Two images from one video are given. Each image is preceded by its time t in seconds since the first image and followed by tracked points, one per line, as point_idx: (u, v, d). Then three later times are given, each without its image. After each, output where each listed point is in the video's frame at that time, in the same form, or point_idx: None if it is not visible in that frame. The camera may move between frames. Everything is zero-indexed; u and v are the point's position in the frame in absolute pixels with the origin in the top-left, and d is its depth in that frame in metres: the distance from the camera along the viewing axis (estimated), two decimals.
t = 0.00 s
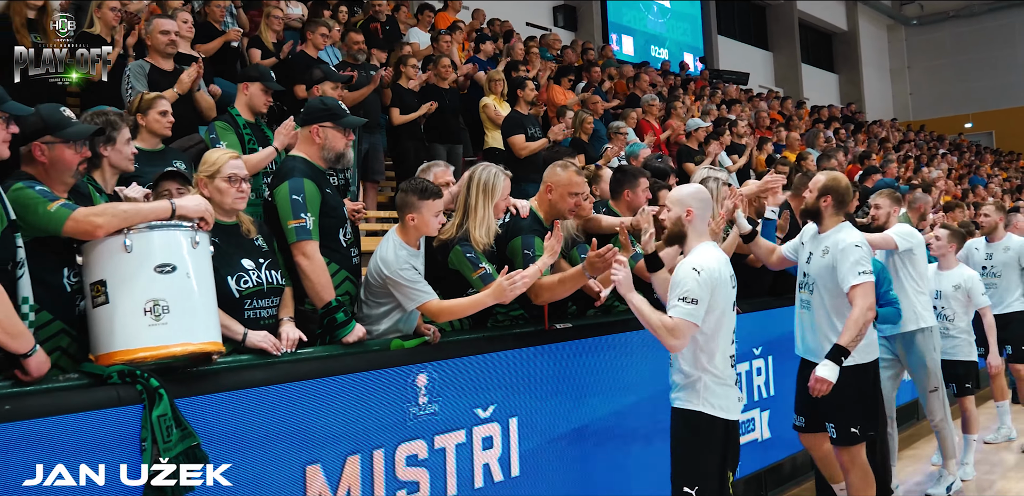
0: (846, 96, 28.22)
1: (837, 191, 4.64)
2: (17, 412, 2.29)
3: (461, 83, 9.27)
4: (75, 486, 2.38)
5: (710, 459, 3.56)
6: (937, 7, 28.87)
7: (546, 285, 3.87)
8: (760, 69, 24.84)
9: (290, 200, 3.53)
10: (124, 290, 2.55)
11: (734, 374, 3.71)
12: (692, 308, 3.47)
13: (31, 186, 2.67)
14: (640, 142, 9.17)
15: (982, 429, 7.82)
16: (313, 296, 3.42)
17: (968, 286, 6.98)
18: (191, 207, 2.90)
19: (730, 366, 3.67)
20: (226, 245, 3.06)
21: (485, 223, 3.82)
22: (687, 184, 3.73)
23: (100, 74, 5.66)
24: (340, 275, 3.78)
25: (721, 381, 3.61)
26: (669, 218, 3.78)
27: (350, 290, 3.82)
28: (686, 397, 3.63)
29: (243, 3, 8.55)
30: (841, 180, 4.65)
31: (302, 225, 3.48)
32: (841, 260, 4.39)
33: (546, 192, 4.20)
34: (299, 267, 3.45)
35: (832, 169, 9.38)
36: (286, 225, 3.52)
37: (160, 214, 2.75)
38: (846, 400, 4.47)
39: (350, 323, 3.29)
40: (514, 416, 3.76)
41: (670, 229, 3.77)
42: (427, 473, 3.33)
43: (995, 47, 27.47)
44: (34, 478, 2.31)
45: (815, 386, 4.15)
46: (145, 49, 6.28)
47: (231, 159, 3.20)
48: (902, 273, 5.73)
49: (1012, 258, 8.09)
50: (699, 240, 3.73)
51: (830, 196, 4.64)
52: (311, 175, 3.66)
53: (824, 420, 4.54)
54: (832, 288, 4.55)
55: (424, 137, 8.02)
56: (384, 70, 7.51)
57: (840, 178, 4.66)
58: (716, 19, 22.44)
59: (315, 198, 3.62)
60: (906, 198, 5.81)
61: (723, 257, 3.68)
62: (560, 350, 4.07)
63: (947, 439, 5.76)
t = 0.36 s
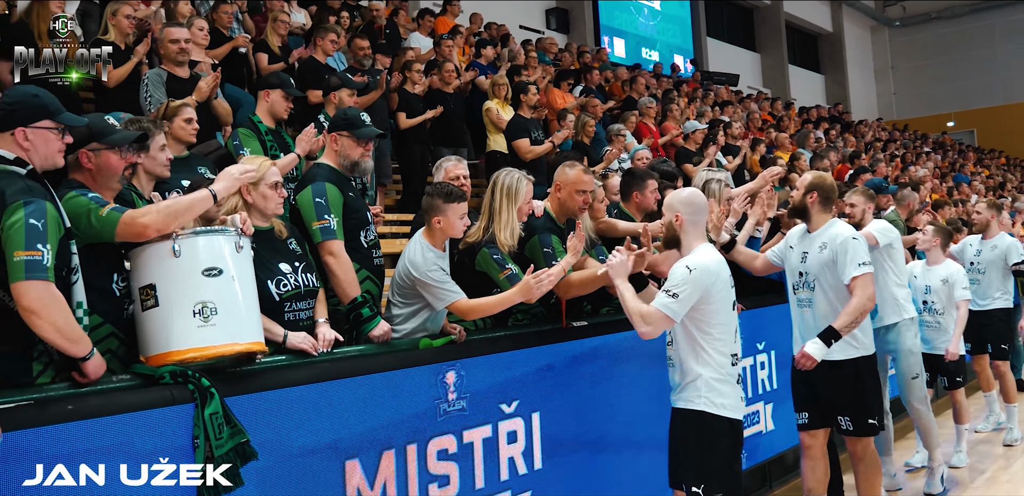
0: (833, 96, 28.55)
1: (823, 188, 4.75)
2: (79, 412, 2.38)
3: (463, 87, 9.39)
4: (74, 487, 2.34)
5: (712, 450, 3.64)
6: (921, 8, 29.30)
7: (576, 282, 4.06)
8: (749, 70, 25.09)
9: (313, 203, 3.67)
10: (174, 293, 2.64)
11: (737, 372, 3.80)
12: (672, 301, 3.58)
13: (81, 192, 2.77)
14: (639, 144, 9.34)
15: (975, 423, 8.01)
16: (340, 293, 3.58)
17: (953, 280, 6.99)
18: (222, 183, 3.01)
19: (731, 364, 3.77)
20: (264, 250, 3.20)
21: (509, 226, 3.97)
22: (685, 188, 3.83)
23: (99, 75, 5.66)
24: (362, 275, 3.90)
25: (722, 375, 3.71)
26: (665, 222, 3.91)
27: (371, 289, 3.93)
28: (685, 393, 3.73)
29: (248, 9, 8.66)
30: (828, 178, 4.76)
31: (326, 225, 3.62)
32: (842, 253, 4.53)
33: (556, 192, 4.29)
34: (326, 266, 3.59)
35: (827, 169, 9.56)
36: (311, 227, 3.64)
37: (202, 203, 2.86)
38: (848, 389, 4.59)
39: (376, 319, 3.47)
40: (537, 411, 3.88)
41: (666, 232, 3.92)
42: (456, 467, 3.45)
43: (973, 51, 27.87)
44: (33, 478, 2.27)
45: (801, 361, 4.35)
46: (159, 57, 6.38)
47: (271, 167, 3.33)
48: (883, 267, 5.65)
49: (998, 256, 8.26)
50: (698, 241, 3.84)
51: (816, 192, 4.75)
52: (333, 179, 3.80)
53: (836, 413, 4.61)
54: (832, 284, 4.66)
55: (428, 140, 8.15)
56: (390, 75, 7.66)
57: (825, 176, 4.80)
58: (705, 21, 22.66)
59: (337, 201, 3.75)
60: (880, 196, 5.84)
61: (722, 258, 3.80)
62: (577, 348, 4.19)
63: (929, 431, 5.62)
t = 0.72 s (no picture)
0: (820, 128, 28.98)
1: (789, 225, 4.99)
2: (111, 444, 2.50)
3: (459, 124, 9.61)
4: (74, 486, 2.41)
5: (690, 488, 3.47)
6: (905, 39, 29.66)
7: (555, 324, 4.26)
8: (736, 103, 25.48)
9: (316, 232, 3.91)
10: (197, 329, 2.79)
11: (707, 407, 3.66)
12: (626, 328, 3.56)
13: (111, 233, 2.94)
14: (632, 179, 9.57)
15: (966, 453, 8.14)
16: (338, 317, 3.77)
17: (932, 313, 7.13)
18: (230, 206, 2.94)
19: (699, 397, 3.63)
20: (282, 287, 3.37)
21: (512, 261, 4.15)
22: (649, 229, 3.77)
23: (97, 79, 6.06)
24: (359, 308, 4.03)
25: (689, 408, 3.56)
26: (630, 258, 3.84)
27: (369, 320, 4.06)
28: (652, 430, 3.58)
29: (249, 49, 8.87)
30: (791, 218, 4.99)
31: (326, 254, 3.85)
32: (817, 277, 4.66)
33: (554, 230, 4.47)
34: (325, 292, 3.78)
35: (815, 203, 9.79)
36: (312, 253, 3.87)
37: (211, 231, 2.84)
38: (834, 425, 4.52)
39: (372, 341, 3.64)
40: (540, 444, 3.99)
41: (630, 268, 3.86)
42: None
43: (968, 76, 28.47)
44: (34, 478, 2.34)
45: (820, 387, 4.42)
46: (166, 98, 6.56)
47: (294, 208, 3.50)
48: (866, 305, 5.59)
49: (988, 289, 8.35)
50: (660, 278, 3.76)
51: (782, 228, 4.98)
52: (339, 213, 4.06)
53: (813, 447, 4.57)
54: (806, 310, 4.74)
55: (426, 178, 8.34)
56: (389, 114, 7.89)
57: (788, 215, 5.03)
58: (692, 56, 23.04)
59: (340, 232, 4.00)
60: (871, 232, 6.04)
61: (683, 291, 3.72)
62: (578, 382, 4.32)
63: (906, 475, 5.28)
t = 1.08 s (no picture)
0: (817, 152, 29.31)
1: (775, 253, 5.02)
2: (141, 451, 2.70)
3: (461, 147, 9.83)
4: (99, 484, 2.61)
5: None
6: (903, 64, 30.04)
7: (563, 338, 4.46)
8: (733, 126, 25.80)
9: (328, 252, 4.10)
10: (217, 345, 2.98)
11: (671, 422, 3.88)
12: (603, 349, 3.70)
13: (138, 255, 3.12)
14: (630, 204, 9.81)
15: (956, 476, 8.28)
16: (347, 332, 3.95)
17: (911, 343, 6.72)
18: (246, 232, 3.03)
19: (664, 414, 3.84)
20: (300, 305, 3.65)
21: (509, 284, 4.36)
22: (626, 249, 3.96)
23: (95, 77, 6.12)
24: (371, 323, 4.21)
25: (653, 425, 3.78)
26: (605, 279, 4.01)
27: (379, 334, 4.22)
28: (619, 444, 3.79)
29: (257, 73, 9.10)
30: (777, 244, 5.03)
31: (337, 272, 4.03)
32: (792, 307, 4.75)
33: (563, 255, 4.62)
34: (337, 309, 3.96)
35: (809, 228, 9.98)
36: (324, 272, 4.06)
37: (226, 256, 2.98)
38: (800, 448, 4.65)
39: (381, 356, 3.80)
40: (539, 459, 4.16)
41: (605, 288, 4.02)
42: None
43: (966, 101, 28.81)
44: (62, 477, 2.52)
45: (817, 431, 4.47)
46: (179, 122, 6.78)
47: (312, 233, 3.76)
48: (855, 330, 5.70)
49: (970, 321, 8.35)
50: (634, 298, 3.95)
51: (769, 257, 5.01)
52: (349, 235, 4.26)
53: (779, 467, 4.74)
54: (780, 337, 4.82)
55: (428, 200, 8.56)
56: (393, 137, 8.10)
57: (775, 244, 5.05)
58: (690, 80, 23.38)
59: (350, 253, 4.20)
60: (864, 255, 6.20)
61: (656, 314, 3.91)
62: (575, 401, 4.48)
63: None
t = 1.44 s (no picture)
0: (808, 162, 29.60)
1: (766, 262, 5.13)
2: (160, 439, 2.86)
3: (459, 150, 9.96)
4: (120, 470, 2.75)
5: None
6: (898, 78, 30.39)
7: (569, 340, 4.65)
8: (727, 135, 26.03)
9: (340, 258, 4.17)
10: (233, 339, 3.11)
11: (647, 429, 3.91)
12: (581, 359, 3.73)
13: (154, 252, 3.26)
14: (624, 210, 10.00)
15: (934, 483, 8.51)
16: (364, 337, 4.09)
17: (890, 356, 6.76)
18: (262, 233, 3.21)
19: (638, 422, 3.86)
20: (312, 303, 3.91)
21: (509, 284, 4.52)
22: (619, 255, 4.00)
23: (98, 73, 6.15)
24: (386, 323, 4.37)
25: (627, 433, 3.81)
26: (599, 284, 4.03)
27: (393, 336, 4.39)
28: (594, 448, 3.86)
29: (259, 72, 9.21)
30: (769, 254, 5.12)
31: (351, 278, 4.12)
32: (778, 325, 4.84)
33: (565, 254, 4.82)
34: (353, 315, 4.09)
35: (798, 238, 10.19)
36: (336, 278, 4.13)
37: (243, 255, 3.12)
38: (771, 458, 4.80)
39: (396, 359, 3.97)
40: (533, 455, 4.33)
41: (597, 292, 4.03)
42: None
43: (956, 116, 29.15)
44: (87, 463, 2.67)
45: (778, 446, 4.61)
46: (184, 120, 6.89)
47: (325, 234, 3.91)
48: (841, 339, 5.87)
49: (935, 328, 8.38)
50: (620, 305, 3.99)
51: (760, 267, 5.13)
52: (358, 239, 4.36)
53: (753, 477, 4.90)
54: (763, 353, 4.96)
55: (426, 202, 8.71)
56: (393, 139, 8.24)
57: (768, 252, 5.16)
58: (686, 88, 23.61)
59: (361, 257, 4.29)
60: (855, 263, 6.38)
61: (637, 323, 3.91)
62: (567, 400, 4.65)
63: None
